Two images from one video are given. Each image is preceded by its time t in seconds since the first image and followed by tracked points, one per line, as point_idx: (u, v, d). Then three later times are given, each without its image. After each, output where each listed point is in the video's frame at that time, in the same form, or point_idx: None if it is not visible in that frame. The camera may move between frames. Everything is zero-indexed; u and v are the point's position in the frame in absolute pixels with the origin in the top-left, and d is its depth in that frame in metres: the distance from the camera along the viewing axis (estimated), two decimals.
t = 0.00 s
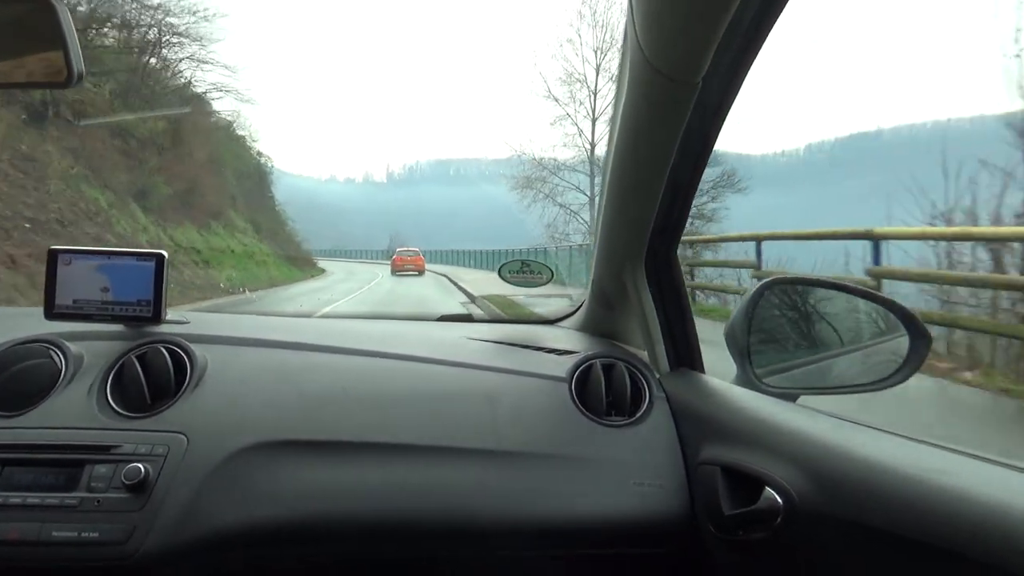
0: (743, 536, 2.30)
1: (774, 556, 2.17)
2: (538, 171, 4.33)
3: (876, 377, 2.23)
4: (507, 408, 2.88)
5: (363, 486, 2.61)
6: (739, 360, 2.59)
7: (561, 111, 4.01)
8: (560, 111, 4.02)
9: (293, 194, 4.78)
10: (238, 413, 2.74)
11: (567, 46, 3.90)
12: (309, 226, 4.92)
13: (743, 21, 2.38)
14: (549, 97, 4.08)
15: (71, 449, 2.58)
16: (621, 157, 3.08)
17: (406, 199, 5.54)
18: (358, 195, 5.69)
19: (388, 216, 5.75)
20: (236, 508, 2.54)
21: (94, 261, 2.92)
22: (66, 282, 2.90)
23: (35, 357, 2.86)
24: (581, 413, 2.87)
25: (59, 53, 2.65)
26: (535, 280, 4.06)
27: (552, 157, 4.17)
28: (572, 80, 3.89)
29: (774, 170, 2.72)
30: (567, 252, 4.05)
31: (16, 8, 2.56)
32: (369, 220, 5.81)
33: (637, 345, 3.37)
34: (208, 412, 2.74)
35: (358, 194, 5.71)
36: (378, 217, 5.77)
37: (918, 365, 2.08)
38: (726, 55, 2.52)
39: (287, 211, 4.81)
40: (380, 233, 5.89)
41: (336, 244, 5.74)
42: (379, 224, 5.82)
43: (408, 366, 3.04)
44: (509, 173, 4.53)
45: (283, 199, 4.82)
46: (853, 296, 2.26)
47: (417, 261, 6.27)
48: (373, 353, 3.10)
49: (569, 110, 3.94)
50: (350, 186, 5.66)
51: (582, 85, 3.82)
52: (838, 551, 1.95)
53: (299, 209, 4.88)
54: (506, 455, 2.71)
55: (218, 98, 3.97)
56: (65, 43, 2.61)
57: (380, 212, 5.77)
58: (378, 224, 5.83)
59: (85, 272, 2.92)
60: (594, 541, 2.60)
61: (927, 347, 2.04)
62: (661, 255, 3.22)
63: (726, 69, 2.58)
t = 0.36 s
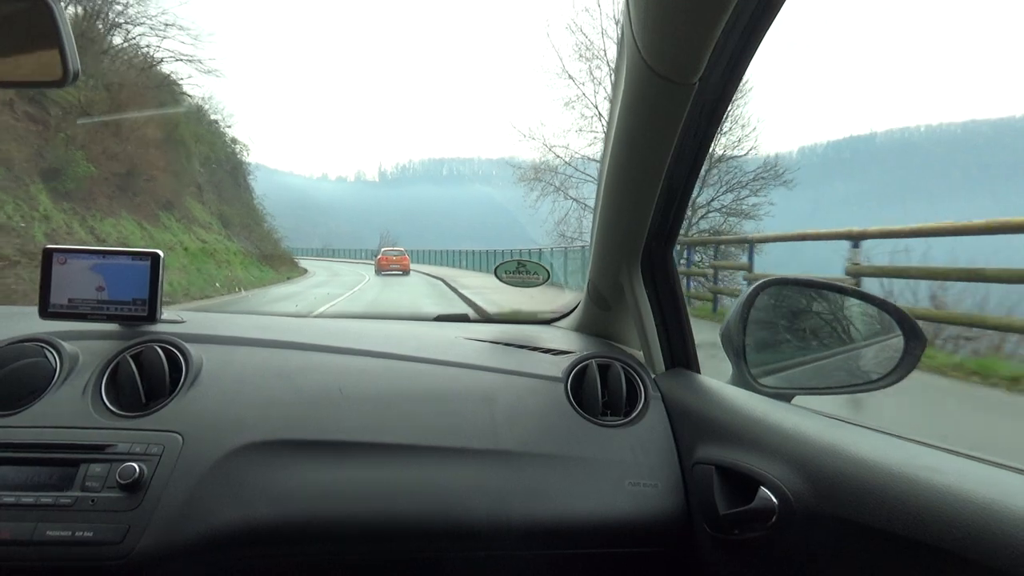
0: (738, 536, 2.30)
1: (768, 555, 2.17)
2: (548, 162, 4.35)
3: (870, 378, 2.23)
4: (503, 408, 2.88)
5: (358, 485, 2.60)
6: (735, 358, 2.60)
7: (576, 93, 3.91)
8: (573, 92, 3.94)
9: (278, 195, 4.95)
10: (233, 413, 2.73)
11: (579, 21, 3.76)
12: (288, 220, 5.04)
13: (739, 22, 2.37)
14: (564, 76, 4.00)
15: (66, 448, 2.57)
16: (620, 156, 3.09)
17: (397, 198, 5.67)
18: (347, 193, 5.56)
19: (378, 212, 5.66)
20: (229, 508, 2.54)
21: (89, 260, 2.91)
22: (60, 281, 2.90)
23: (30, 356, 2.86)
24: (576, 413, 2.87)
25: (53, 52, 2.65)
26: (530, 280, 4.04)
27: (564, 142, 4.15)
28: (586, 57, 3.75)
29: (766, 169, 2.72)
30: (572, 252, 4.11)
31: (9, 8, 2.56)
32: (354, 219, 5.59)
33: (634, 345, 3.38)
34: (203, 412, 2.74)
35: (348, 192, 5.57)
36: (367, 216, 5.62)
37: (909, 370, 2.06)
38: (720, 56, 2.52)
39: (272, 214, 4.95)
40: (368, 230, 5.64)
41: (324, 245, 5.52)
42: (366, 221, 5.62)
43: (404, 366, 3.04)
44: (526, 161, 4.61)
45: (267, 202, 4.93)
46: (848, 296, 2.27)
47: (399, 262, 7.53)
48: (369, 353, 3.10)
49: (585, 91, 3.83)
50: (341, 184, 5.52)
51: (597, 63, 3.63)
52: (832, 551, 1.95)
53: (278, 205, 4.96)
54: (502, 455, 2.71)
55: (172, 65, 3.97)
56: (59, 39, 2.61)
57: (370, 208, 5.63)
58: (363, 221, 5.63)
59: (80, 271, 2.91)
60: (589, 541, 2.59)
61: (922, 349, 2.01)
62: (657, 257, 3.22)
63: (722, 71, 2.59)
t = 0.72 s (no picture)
0: (733, 536, 2.31)
1: (764, 556, 2.19)
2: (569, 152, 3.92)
3: (869, 377, 2.26)
4: (499, 409, 2.88)
5: (354, 485, 2.60)
6: (731, 360, 2.61)
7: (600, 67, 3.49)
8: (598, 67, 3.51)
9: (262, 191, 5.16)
10: (228, 413, 2.73)
11: None
12: (268, 216, 5.19)
13: (737, 23, 2.38)
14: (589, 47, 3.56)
15: (60, 448, 2.56)
16: (616, 158, 3.09)
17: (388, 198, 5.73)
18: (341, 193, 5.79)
19: (371, 212, 5.76)
20: (225, 508, 2.53)
21: (84, 259, 2.89)
22: (55, 281, 2.88)
23: (24, 355, 2.84)
24: (573, 413, 2.87)
25: (49, 50, 2.63)
26: (526, 280, 4.05)
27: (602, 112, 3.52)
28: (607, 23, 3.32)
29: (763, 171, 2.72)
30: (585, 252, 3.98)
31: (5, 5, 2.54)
32: (348, 218, 5.76)
33: (630, 345, 3.39)
34: (198, 412, 2.73)
35: (344, 193, 5.81)
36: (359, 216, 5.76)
37: (903, 373, 2.13)
38: (718, 56, 2.52)
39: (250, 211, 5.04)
40: (360, 228, 5.78)
41: (319, 244, 5.68)
42: (359, 220, 5.76)
43: (400, 366, 3.04)
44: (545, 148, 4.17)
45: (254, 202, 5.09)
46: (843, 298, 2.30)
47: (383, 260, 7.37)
48: (366, 353, 3.10)
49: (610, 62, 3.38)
50: (333, 185, 5.78)
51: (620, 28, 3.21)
52: (827, 551, 1.96)
53: (262, 202, 5.17)
54: (499, 456, 2.71)
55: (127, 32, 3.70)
56: (56, 37, 2.60)
57: (362, 206, 5.80)
58: (357, 219, 5.79)
59: (75, 270, 2.89)
60: (584, 541, 2.60)
61: (917, 350, 2.09)
62: (653, 257, 3.23)
63: (719, 73, 2.59)
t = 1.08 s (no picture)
0: (732, 540, 2.31)
1: (762, 559, 2.18)
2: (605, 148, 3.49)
3: (869, 380, 2.27)
4: (497, 412, 2.88)
5: (351, 489, 2.60)
6: (729, 364, 2.60)
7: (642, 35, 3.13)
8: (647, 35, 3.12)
9: (249, 193, 5.11)
10: (226, 417, 2.72)
11: None
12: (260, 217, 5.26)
13: (736, 24, 2.36)
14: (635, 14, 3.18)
15: (58, 453, 2.56)
16: (614, 161, 3.09)
17: (385, 195, 5.73)
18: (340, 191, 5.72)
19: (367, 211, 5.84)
20: (222, 512, 2.53)
21: (81, 263, 2.89)
22: (53, 285, 2.88)
23: (22, 359, 2.84)
24: (571, 417, 2.87)
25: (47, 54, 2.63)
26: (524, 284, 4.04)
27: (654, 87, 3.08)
28: None
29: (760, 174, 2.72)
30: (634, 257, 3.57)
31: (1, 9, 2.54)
32: (342, 217, 5.87)
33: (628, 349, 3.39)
34: (196, 415, 2.72)
35: (341, 190, 5.75)
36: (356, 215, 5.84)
37: (901, 375, 2.16)
38: (716, 58, 2.51)
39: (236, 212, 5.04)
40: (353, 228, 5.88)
41: (312, 238, 5.84)
42: (353, 218, 5.86)
43: (398, 370, 3.03)
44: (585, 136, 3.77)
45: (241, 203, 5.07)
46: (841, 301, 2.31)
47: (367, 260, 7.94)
48: (364, 357, 3.10)
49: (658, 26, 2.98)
50: (331, 184, 5.67)
51: None
52: (825, 555, 1.96)
53: (252, 202, 5.16)
54: (496, 459, 2.71)
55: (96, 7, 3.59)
56: (54, 44, 2.61)
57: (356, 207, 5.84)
58: (353, 217, 5.87)
59: (72, 274, 2.89)
60: (582, 545, 2.59)
61: (914, 354, 2.11)
62: (651, 261, 3.23)
63: (716, 76, 2.59)
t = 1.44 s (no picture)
0: (729, 541, 2.31)
1: (759, 560, 2.19)
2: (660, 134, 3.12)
3: (868, 381, 2.28)
4: (495, 413, 2.88)
5: (348, 489, 2.60)
6: (726, 364, 2.61)
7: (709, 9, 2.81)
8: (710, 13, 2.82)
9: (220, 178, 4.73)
10: (224, 416, 2.72)
11: None
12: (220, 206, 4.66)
13: (734, 24, 2.37)
14: None
15: (54, 451, 2.55)
16: (612, 161, 3.09)
17: (382, 195, 5.73)
18: (337, 189, 5.67)
19: (359, 208, 5.74)
20: (218, 512, 2.53)
21: (78, 262, 2.89)
22: (50, 283, 2.88)
23: (19, 358, 2.84)
24: (569, 417, 2.87)
25: (44, 52, 2.63)
26: (523, 283, 4.06)
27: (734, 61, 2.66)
28: None
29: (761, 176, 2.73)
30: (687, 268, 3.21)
31: None
32: (343, 217, 5.71)
33: (626, 349, 3.39)
34: (193, 415, 2.72)
35: (338, 190, 5.70)
36: (354, 212, 5.72)
37: (898, 377, 2.19)
38: (716, 57, 2.52)
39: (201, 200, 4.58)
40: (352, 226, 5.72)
41: (314, 241, 5.63)
42: (353, 216, 5.71)
43: (396, 369, 3.03)
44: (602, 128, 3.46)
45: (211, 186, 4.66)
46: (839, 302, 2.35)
47: (351, 258, 7.10)
48: (362, 356, 3.09)
49: None
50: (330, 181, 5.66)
51: None
52: (821, 556, 1.96)
53: (223, 189, 4.76)
54: (494, 460, 2.71)
55: None
56: (51, 42, 2.60)
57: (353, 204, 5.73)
58: (351, 216, 5.73)
59: (69, 273, 2.89)
60: (579, 545, 2.59)
61: (912, 355, 2.15)
62: (649, 262, 3.23)
63: (714, 77, 2.59)
